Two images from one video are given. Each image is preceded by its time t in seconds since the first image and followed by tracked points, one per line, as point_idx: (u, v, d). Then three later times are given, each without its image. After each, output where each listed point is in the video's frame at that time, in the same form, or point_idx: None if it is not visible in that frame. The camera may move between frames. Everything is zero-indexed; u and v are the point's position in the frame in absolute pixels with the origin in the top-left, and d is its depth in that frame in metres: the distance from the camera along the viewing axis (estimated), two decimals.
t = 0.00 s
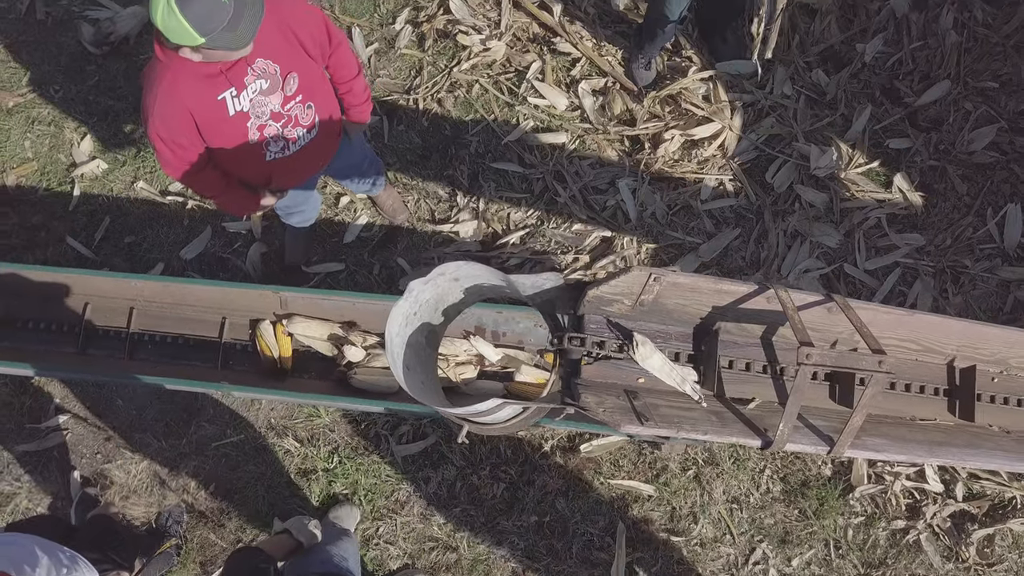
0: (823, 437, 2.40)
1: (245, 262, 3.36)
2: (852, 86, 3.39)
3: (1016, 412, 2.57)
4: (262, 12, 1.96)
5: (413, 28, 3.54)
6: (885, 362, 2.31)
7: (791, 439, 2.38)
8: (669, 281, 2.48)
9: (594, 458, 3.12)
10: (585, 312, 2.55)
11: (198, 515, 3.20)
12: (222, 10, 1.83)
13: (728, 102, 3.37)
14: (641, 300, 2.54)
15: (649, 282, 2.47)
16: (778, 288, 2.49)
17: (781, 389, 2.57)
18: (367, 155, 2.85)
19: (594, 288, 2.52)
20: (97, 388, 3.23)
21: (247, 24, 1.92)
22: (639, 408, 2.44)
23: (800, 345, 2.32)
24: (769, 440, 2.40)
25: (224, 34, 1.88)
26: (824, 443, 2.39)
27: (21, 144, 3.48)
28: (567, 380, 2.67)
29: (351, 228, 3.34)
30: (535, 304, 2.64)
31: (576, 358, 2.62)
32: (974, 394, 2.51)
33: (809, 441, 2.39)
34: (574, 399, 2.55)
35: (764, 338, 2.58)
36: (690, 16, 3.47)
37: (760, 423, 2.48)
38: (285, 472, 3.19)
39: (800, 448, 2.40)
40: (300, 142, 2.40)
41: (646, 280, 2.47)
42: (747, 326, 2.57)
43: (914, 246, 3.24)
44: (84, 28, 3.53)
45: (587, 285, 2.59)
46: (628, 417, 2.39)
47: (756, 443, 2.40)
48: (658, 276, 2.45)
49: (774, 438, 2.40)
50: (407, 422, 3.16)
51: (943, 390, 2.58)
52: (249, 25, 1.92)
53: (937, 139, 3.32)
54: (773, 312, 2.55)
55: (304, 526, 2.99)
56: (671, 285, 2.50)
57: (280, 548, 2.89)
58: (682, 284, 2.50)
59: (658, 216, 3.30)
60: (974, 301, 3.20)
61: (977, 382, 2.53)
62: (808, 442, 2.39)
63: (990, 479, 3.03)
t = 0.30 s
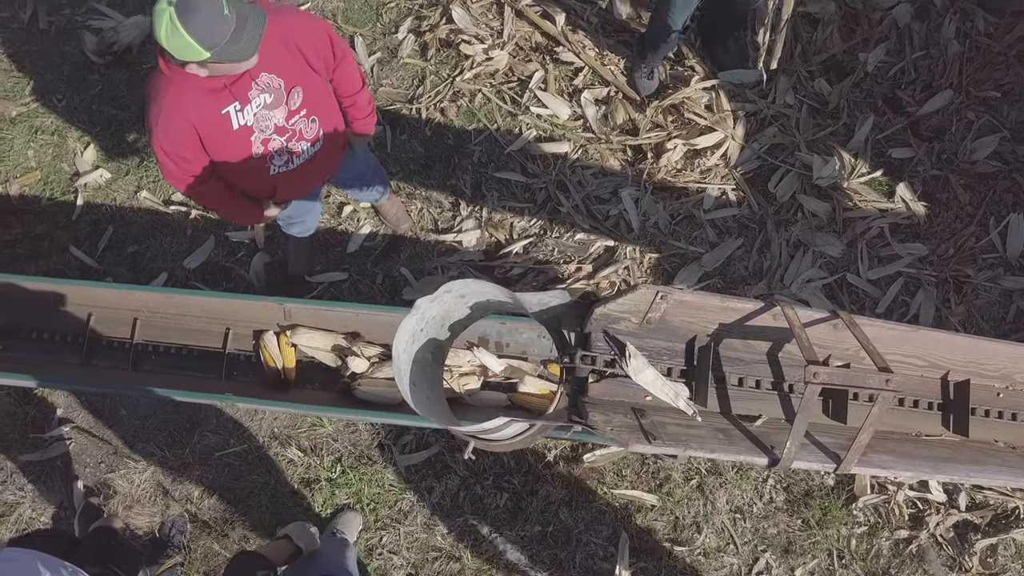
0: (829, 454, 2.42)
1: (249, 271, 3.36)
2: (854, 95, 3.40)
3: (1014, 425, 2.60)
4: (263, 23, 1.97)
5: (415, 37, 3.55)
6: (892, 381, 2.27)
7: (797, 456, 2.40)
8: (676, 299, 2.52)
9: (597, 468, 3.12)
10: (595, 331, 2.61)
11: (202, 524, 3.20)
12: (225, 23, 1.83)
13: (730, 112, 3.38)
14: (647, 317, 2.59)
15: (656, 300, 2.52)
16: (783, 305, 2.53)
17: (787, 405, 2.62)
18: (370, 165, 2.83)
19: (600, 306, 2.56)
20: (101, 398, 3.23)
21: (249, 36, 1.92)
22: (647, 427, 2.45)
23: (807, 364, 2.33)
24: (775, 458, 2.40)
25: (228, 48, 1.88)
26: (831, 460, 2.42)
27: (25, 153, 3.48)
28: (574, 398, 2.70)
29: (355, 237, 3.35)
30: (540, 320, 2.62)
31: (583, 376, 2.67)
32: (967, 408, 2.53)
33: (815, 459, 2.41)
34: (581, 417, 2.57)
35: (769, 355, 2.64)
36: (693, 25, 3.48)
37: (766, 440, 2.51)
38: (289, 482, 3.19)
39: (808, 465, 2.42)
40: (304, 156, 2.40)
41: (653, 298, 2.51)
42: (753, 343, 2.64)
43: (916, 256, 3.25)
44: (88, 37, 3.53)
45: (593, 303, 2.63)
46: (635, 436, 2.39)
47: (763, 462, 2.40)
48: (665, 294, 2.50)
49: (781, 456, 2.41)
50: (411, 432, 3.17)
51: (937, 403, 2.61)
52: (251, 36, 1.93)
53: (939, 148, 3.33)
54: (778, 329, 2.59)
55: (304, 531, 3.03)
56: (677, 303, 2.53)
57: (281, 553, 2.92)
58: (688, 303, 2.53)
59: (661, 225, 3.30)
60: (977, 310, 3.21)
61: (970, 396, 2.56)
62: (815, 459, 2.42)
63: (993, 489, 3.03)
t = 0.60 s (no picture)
0: (846, 465, 2.41)
1: (256, 275, 3.35)
2: (862, 99, 3.40)
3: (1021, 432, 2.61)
4: (280, 26, 1.97)
5: (422, 41, 3.54)
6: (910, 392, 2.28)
7: (815, 466, 2.39)
8: (693, 310, 2.51)
9: (606, 472, 3.12)
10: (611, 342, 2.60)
11: (210, 529, 3.20)
12: (242, 25, 1.83)
13: (738, 116, 3.38)
14: (663, 328, 2.59)
15: (673, 311, 2.51)
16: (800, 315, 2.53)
17: (803, 415, 2.63)
18: (381, 170, 2.83)
19: (617, 317, 2.55)
20: (108, 402, 3.23)
21: (267, 38, 1.92)
22: (664, 439, 2.44)
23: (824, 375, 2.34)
24: (793, 468, 2.38)
25: (247, 51, 1.87)
26: (847, 471, 2.41)
27: (32, 158, 3.47)
28: (590, 410, 2.69)
29: (362, 241, 3.34)
30: (555, 330, 2.69)
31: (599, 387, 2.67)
32: (972, 417, 2.54)
33: (832, 470, 2.40)
34: (598, 427, 2.54)
35: (784, 365, 2.66)
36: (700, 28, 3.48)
37: (783, 450, 2.51)
38: (297, 486, 3.19)
39: (825, 476, 2.41)
40: (317, 160, 2.39)
41: (669, 310, 2.50)
42: (769, 352, 2.65)
43: (924, 260, 3.25)
44: (94, 41, 3.53)
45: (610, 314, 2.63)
46: (652, 447, 2.38)
47: (780, 472, 2.38)
48: (682, 305, 2.49)
49: (798, 466, 2.40)
50: (418, 437, 3.16)
51: (942, 411, 2.62)
52: (270, 38, 1.93)
53: (947, 152, 3.33)
54: (795, 340, 2.62)
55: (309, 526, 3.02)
56: (694, 314, 2.53)
57: (285, 547, 2.90)
58: (704, 313, 2.53)
59: (669, 229, 3.30)
60: (986, 315, 3.20)
61: (976, 404, 2.57)
62: (832, 470, 2.40)
63: (1002, 494, 3.04)
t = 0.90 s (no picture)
0: (864, 463, 2.42)
1: (264, 275, 3.35)
2: (870, 99, 3.41)
3: None
4: (298, 21, 1.98)
5: (430, 41, 3.55)
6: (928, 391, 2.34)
7: (833, 465, 2.38)
8: (712, 309, 2.52)
9: (615, 472, 3.11)
10: (629, 341, 2.62)
11: (219, 528, 3.20)
12: (263, 21, 1.84)
13: (746, 115, 3.38)
14: (683, 325, 2.60)
15: (691, 309, 2.51)
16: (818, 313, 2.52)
17: (820, 414, 2.63)
18: (391, 169, 2.83)
19: (636, 316, 2.55)
20: (117, 402, 3.23)
21: (285, 34, 1.93)
22: (683, 436, 2.46)
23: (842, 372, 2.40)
24: (811, 466, 2.37)
25: (266, 45, 1.88)
26: (865, 468, 2.41)
27: (40, 157, 3.47)
28: (608, 408, 2.67)
29: (371, 241, 3.34)
30: (570, 328, 2.68)
31: (617, 385, 2.66)
32: (981, 415, 2.53)
33: (850, 468, 2.40)
34: (617, 426, 2.54)
35: (801, 364, 2.67)
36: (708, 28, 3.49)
37: (801, 449, 2.51)
38: (305, 486, 3.19)
39: (843, 475, 2.40)
40: (330, 158, 2.40)
41: (688, 307, 2.50)
42: (786, 351, 2.66)
43: (933, 259, 3.25)
44: (102, 41, 3.52)
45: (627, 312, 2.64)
46: (671, 445, 2.37)
47: (799, 470, 2.36)
48: (701, 304, 2.48)
49: (817, 465, 2.38)
50: (427, 436, 3.17)
51: (950, 409, 2.62)
52: (288, 34, 1.94)
53: (956, 152, 3.33)
54: (813, 337, 2.61)
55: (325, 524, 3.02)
56: (712, 312, 2.53)
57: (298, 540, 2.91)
58: (723, 312, 2.53)
59: (677, 228, 3.30)
60: (994, 314, 3.20)
61: (984, 402, 2.56)
62: (850, 468, 2.40)
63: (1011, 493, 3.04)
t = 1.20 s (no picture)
0: (872, 462, 2.45)
1: (271, 275, 3.37)
2: (874, 99, 3.43)
3: None
4: (310, 23, 2.00)
5: (436, 41, 3.57)
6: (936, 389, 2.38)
7: (841, 463, 2.42)
8: (722, 309, 2.54)
9: (620, 471, 3.14)
10: (641, 341, 2.64)
11: (226, 527, 3.21)
12: (277, 23, 1.86)
13: (751, 116, 3.40)
14: (692, 326, 2.61)
15: (701, 310, 2.53)
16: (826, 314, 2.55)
17: (828, 412, 2.66)
18: (396, 169, 2.84)
19: (646, 316, 2.57)
20: (126, 401, 3.25)
21: (299, 35, 1.95)
22: (694, 435, 2.48)
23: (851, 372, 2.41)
24: (819, 465, 2.43)
25: (280, 47, 1.91)
26: (872, 467, 2.44)
27: (48, 158, 3.49)
28: (619, 407, 2.69)
29: (377, 241, 3.36)
30: (580, 329, 2.70)
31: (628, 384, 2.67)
32: (982, 414, 2.56)
33: (858, 466, 2.43)
34: (628, 425, 2.56)
35: (809, 363, 2.69)
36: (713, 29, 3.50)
37: (810, 448, 2.54)
38: (312, 484, 3.21)
39: (851, 473, 2.44)
40: (337, 159, 2.42)
41: (698, 307, 2.52)
42: (794, 350, 2.68)
43: (937, 259, 3.27)
44: (109, 42, 3.55)
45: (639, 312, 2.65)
46: (683, 444, 2.40)
47: (807, 468, 2.43)
48: (711, 304, 2.50)
49: (825, 464, 2.43)
50: (434, 435, 3.20)
51: (951, 407, 2.64)
52: (302, 35, 1.96)
53: (959, 152, 3.35)
54: (819, 337, 2.63)
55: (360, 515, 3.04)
56: (723, 312, 2.55)
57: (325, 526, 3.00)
58: (733, 312, 2.55)
59: (682, 229, 3.31)
60: (997, 314, 3.22)
61: (985, 401, 2.58)
62: (857, 467, 2.44)
63: (1014, 491, 3.06)
